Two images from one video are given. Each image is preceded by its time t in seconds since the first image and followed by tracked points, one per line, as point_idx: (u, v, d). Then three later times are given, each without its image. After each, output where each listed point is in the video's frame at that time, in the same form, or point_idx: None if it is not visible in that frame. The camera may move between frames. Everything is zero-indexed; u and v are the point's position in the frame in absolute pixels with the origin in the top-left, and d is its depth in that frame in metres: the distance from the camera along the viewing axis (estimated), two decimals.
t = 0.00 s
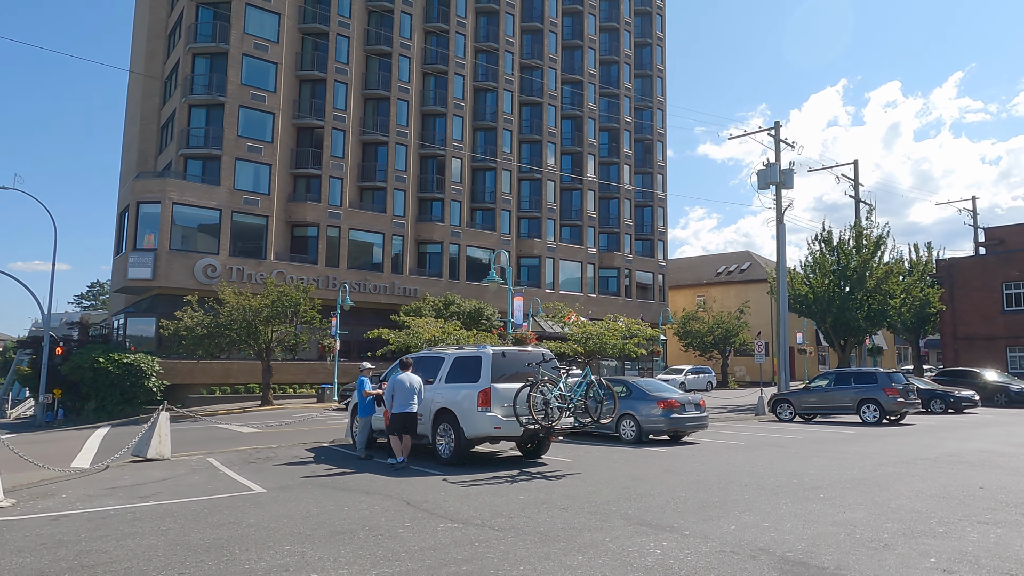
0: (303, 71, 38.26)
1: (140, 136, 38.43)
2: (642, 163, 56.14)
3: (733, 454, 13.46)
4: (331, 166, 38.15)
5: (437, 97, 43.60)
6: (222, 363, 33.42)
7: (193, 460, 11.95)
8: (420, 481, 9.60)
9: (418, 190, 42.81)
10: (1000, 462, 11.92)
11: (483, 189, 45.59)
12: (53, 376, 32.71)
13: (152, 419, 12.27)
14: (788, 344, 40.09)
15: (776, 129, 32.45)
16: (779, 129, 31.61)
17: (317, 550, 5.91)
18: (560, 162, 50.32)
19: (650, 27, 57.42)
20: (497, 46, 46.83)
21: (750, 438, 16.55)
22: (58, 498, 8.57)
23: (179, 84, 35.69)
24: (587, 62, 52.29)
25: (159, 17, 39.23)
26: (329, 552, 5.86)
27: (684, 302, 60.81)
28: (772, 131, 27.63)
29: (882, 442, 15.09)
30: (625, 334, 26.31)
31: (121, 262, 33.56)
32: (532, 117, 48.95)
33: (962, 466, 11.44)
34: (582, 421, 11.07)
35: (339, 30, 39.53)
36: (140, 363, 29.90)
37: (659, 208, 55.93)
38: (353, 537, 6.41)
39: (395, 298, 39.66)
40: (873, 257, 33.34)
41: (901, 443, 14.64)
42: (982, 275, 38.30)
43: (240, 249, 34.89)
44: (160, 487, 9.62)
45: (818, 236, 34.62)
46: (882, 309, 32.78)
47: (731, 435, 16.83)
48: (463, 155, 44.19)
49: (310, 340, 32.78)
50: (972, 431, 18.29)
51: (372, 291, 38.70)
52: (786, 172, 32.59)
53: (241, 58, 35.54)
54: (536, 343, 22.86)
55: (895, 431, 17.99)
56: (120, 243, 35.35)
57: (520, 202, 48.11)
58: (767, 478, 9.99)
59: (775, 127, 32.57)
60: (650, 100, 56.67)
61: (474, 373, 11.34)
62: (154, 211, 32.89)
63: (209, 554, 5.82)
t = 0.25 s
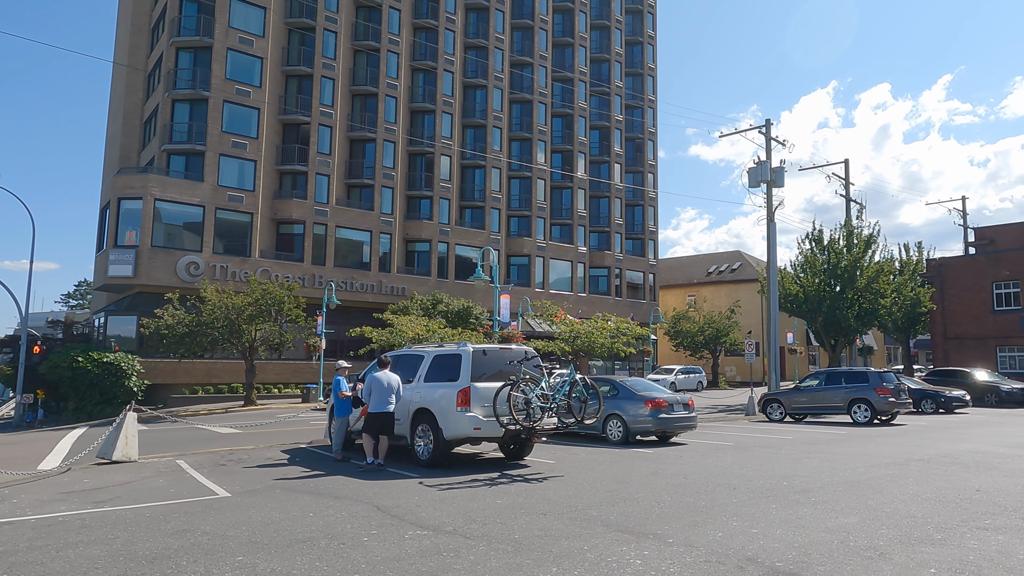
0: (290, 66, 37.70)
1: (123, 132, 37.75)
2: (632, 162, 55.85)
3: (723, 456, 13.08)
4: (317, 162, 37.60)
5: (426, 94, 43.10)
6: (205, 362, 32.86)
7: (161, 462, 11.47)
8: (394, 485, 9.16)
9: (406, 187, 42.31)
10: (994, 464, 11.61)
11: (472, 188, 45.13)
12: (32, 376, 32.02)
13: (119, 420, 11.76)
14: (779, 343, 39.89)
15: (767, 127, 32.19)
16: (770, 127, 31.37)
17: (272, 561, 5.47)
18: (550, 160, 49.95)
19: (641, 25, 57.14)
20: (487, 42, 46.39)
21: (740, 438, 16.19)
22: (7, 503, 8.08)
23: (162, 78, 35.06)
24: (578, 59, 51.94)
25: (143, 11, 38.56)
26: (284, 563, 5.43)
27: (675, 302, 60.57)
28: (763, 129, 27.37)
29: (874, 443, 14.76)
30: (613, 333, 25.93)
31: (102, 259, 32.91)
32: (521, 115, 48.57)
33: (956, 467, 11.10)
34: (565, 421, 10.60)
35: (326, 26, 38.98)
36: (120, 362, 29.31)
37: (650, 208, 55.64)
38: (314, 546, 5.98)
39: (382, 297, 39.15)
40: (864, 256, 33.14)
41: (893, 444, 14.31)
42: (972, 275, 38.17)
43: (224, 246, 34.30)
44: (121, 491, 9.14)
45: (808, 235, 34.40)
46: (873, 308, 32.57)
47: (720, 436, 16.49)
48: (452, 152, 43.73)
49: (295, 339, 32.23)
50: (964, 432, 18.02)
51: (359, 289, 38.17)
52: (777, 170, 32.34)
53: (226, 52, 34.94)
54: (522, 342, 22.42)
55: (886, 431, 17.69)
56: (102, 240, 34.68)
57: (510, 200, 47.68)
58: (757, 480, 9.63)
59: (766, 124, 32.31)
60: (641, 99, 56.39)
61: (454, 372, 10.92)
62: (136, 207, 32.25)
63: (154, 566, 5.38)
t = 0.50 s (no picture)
0: (267, 60, 36.97)
1: (94, 125, 36.79)
2: (615, 161, 55.67)
3: (702, 458, 12.78)
4: (295, 158, 36.90)
5: (407, 90, 42.53)
6: (178, 361, 32.12)
7: (116, 467, 10.94)
8: (358, 491, 8.71)
9: (386, 184, 41.73)
10: (976, 466, 11.41)
11: (454, 185, 44.65)
12: None
13: (71, 423, 11.17)
14: (760, 343, 39.87)
15: (749, 126, 32.07)
16: (751, 126, 31.27)
17: None
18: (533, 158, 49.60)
19: (625, 24, 56.97)
20: (469, 39, 45.92)
21: (720, 440, 15.92)
22: None
23: (134, 70, 34.19)
24: (561, 58, 51.66)
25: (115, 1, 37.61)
26: None
27: (657, 301, 60.52)
28: (746, 128, 27.20)
29: (855, 444, 14.56)
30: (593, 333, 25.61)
31: (70, 255, 32.01)
32: (504, 113, 48.15)
33: (938, 470, 10.86)
34: (539, 423, 10.13)
35: (305, 19, 38.28)
36: (89, 361, 28.41)
37: (632, 207, 55.49)
38: (259, 561, 5.53)
39: (361, 296, 38.56)
40: (845, 256, 33.14)
41: (874, 446, 14.10)
42: (951, 276, 38.38)
43: (198, 243, 33.53)
44: (66, 498, 8.61)
45: (789, 235, 34.36)
46: (853, 308, 32.58)
47: (700, 437, 16.22)
48: (433, 150, 43.23)
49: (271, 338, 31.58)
50: (944, 433, 17.91)
51: (337, 288, 37.54)
52: (759, 170, 32.24)
53: (200, 45, 34.15)
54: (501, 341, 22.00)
55: (867, 432, 17.52)
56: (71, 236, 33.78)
57: (492, 198, 47.25)
58: (736, 485, 9.31)
59: (749, 124, 32.20)
60: (624, 98, 56.24)
61: (424, 372, 10.50)
62: (106, 202, 31.38)
63: None
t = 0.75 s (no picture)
0: (238, 51, 36.14)
1: (57, 116, 35.65)
2: (594, 160, 55.51)
3: (674, 458, 12.50)
4: (267, 153, 36.11)
5: (383, 85, 41.90)
6: (144, 360, 31.24)
7: (59, 469, 10.35)
8: (312, 494, 8.25)
9: (362, 180, 41.06)
10: (950, 465, 11.24)
11: (430, 182, 44.10)
12: None
13: (11, 423, 10.52)
14: (736, 343, 39.89)
15: (726, 124, 32.00)
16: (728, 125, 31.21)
17: None
18: (511, 156, 49.21)
19: (604, 23, 56.83)
20: (446, 34, 45.38)
21: (694, 439, 15.67)
22: None
23: (99, 60, 33.17)
24: (539, 55, 51.38)
25: None
26: None
27: (635, 301, 60.47)
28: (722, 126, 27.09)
29: (829, 443, 14.39)
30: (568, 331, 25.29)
31: (31, 250, 30.93)
32: (482, 110, 47.69)
33: (912, 470, 10.67)
34: (506, 423, 9.77)
35: (278, 10, 37.48)
36: (49, 360, 27.27)
37: (611, 206, 55.35)
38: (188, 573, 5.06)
39: (335, 293, 37.87)
40: (820, 255, 33.22)
41: (848, 445, 13.93)
42: (924, 276, 38.72)
43: (165, 239, 32.63)
44: None
45: (766, 234, 34.38)
46: (828, 308, 32.64)
47: (674, 437, 15.95)
48: (409, 146, 42.64)
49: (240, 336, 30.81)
50: (918, 432, 17.85)
51: (310, 285, 36.82)
52: (736, 169, 32.19)
53: (169, 35, 33.23)
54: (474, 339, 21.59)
55: (841, 431, 17.40)
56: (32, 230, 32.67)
57: (469, 196, 46.78)
58: (707, 486, 9.00)
59: (726, 123, 32.16)
60: (603, 97, 56.10)
61: (386, 369, 10.07)
62: (68, 195, 30.36)
63: None
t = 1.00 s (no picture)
0: (219, 46, 35.48)
1: (33, 111, 34.83)
2: (581, 160, 55.20)
3: (658, 463, 12.13)
4: (249, 149, 35.48)
5: (368, 82, 41.34)
6: (119, 361, 30.60)
7: (11, 477, 9.81)
8: (274, 505, 7.80)
9: (346, 178, 40.49)
10: (940, 471, 10.95)
11: (416, 181, 43.60)
12: None
13: None
14: (723, 343, 39.69)
15: (713, 124, 31.77)
16: (716, 124, 30.99)
17: None
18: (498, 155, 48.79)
19: (592, 22, 56.54)
20: (433, 31, 44.87)
21: (679, 443, 15.33)
22: None
23: (76, 53, 32.42)
24: (527, 54, 51.02)
25: None
26: None
27: (622, 302, 60.23)
28: (710, 125, 26.85)
29: (816, 447, 14.09)
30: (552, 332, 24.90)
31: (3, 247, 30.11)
32: (468, 108, 47.27)
33: (901, 476, 10.36)
34: (483, 427, 9.27)
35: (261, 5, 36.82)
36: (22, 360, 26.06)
37: (598, 206, 55.05)
38: None
39: (318, 293, 37.28)
40: (807, 256, 33.09)
41: (835, 449, 13.63)
42: (910, 278, 38.69)
43: (143, 236, 31.91)
44: None
45: (753, 235, 34.20)
46: (815, 309, 32.46)
47: (659, 441, 15.61)
48: (395, 144, 42.11)
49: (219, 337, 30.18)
50: (905, 435, 17.61)
51: (292, 284, 36.21)
52: (723, 168, 31.96)
53: (147, 28, 32.52)
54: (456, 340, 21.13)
55: (828, 434, 17.13)
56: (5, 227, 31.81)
57: (455, 195, 46.33)
58: (691, 494, 8.63)
59: (713, 122, 31.93)
60: (591, 96, 55.83)
61: (357, 371, 9.62)
62: (42, 191, 29.57)
63: None
